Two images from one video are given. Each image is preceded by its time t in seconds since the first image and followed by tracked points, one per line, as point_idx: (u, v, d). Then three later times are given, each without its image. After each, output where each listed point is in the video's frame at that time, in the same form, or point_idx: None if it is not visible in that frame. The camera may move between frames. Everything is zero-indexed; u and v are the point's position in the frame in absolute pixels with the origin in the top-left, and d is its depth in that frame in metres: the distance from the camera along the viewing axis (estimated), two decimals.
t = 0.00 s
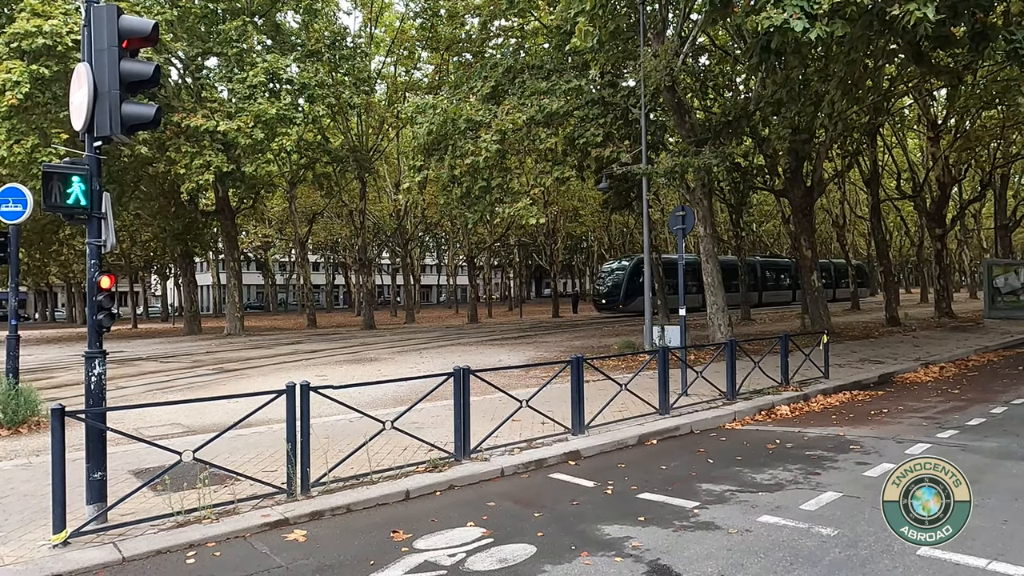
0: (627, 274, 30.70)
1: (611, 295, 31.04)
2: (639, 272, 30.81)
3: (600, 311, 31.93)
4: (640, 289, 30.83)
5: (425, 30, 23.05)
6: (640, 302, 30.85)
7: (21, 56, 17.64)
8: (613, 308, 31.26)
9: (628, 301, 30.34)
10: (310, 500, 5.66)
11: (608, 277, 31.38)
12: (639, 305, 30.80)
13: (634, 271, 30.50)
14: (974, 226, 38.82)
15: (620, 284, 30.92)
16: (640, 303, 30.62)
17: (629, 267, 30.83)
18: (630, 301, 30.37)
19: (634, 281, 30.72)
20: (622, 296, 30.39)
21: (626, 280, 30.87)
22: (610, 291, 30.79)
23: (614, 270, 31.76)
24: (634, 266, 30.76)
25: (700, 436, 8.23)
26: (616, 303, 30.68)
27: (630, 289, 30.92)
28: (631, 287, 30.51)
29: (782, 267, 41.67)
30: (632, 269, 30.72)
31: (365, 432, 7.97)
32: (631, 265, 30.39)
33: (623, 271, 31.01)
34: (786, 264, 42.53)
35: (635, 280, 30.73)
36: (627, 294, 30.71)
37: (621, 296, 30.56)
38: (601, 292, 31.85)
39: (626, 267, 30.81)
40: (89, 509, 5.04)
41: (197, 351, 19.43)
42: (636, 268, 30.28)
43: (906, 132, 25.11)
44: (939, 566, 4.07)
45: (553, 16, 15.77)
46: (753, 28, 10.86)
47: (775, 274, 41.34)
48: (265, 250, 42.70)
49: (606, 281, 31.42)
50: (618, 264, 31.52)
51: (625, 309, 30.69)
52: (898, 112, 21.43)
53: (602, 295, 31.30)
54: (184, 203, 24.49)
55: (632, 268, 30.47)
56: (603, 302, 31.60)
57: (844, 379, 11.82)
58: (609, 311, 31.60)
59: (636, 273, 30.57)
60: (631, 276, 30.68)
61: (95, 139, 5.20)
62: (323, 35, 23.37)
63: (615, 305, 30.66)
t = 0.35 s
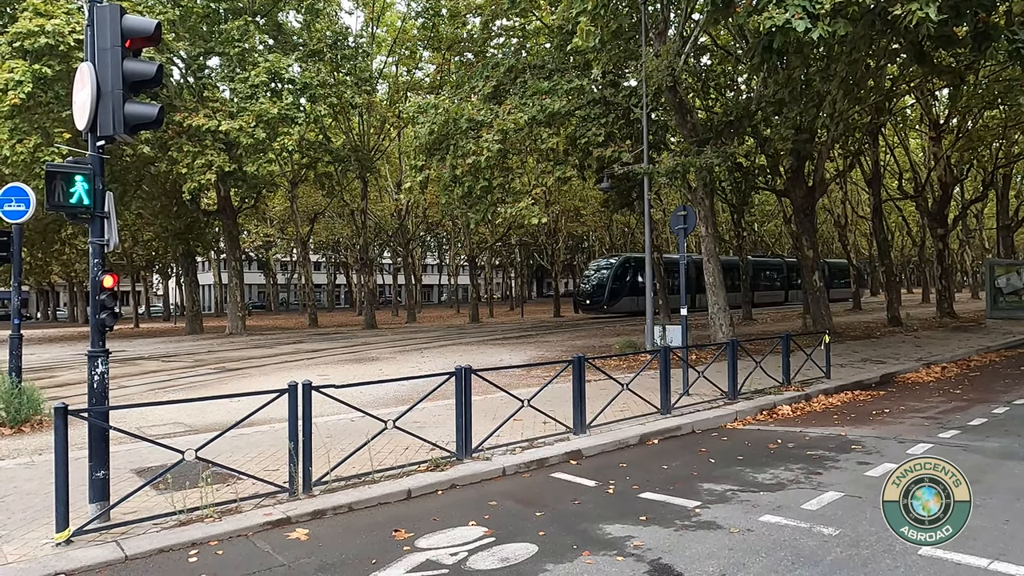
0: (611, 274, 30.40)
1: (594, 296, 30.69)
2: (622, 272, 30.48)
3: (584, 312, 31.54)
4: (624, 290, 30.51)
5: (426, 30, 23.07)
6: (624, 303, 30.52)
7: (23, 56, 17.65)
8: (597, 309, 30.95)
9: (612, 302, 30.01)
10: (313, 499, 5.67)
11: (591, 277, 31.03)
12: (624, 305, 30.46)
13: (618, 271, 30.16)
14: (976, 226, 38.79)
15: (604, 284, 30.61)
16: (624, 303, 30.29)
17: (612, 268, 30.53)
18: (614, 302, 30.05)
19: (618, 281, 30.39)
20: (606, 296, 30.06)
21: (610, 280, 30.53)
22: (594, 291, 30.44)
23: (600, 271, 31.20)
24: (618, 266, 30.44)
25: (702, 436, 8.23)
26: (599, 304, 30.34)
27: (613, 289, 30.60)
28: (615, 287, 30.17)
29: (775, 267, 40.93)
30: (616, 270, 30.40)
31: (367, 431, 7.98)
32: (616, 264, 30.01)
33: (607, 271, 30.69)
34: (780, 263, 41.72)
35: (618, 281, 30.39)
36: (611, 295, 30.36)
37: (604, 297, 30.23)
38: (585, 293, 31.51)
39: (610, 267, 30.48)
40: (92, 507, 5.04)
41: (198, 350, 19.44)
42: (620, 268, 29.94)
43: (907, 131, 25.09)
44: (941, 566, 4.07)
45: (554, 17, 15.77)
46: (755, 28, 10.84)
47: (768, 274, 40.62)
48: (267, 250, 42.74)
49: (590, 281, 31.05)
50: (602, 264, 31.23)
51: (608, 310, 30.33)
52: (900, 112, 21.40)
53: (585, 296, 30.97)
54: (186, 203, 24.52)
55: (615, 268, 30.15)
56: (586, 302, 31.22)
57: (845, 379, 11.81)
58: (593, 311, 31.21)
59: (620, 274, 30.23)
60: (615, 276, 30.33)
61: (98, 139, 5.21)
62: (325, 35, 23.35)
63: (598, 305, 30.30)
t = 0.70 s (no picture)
0: (596, 274, 30.05)
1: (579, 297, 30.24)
2: (607, 273, 30.11)
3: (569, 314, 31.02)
4: (609, 290, 30.15)
5: (429, 29, 23.05)
6: (609, 303, 30.12)
7: (27, 55, 17.70)
8: (582, 310, 30.54)
9: (598, 303, 29.61)
10: (315, 498, 5.68)
11: (575, 278, 30.61)
12: (609, 306, 30.07)
13: (602, 272, 29.79)
14: (979, 226, 38.70)
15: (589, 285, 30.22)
16: (609, 304, 29.90)
17: (597, 268, 30.17)
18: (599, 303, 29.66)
19: (603, 282, 30.02)
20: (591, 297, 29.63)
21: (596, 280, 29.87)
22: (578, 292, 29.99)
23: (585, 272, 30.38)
24: (603, 266, 30.08)
25: (704, 436, 8.22)
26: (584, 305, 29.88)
27: (598, 290, 30.23)
28: (600, 288, 29.79)
29: (770, 266, 40.22)
30: (601, 270, 30.03)
31: (370, 430, 8.00)
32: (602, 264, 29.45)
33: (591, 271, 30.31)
34: (775, 262, 40.91)
35: (604, 281, 30.00)
36: (596, 296, 29.93)
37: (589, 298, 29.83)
38: (569, 294, 31.06)
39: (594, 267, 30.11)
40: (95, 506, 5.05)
41: (201, 350, 19.46)
42: (605, 268, 29.59)
43: (910, 131, 25.05)
44: (943, 567, 4.06)
45: (557, 16, 15.76)
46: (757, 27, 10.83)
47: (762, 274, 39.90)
48: (269, 249, 42.79)
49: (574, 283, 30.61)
50: (585, 264, 30.92)
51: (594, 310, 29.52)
52: (903, 112, 21.35)
53: (570, 296, 30.54)
54: (189, 202, 24.56)
55: (600, 268, 29.80)
56: (571, 303, 30.76)
57: (848, 379, 11.78)
58: (578, 313, 30.74)
59: (605, 274, 29.86)
60: (600, 277, 29.94)
61: (101, 138, 5.22)
62: (327, 34, 23.32)
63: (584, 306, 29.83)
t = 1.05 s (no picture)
0: (580, 274, 29.68)
1: (562, 297, 29.77)
2: (591, 273, 29.70)
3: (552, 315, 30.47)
4: (593, 291, 29.74)
5: (430, 29, 23.01)
6: (593, 304, 29.71)
7: (30, 54, 17.74)
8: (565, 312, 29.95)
9: (581, 303, 29.17)
10: (317, 497, 5.68)
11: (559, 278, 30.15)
12: (593, 307, 29.62)
13: (586, 271, 29.39)
14: (982, 227, 38.63)
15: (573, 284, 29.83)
16: (593, 305, 29.47)
17: (581, 268, 29.78)
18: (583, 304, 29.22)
19: (587, 282, 29.61)
20: (574, 297, 29.20)
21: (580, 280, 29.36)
22: (561, 293, 29.52)
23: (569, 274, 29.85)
24: (587, 266, 29.71)
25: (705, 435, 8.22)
26: (567, 306, 29.42)
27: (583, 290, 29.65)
28: (584, 288, 29.37)
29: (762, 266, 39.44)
30: (584, 270, 29.64)
31: (371, 429, 8.00)
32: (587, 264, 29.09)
33: (575, 271, 29.90)
34: (767, 262, 40.13)
35: (588, 281, 29.59)
36: (579, 296, 29.50)
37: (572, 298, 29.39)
38: (553, 295, 30.62)
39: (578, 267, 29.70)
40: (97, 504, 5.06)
41: (203, 349, 19.46)
42: (589, 267, 29.21)
43: (913, 131, 25.03)
44: (945, 566, 4.07)
45: (559, 16, 15.74)
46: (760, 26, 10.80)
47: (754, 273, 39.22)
48: (271, 249, 42.81)
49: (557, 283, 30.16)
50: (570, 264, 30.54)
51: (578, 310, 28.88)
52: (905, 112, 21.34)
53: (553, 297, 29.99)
54: (191, 202, 24.56)
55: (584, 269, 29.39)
56: (554, 304, 30.32)
57: (850, 379, 11.78)
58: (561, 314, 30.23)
59: (589, 274, 29.48)
60: (584, 277, 29.55)
61: (104, 138, 5.22)
62: (329, 34, 23.30)
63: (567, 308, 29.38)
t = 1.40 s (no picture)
0: (563, 274, 29.03)
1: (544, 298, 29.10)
2: (574, 273, 29.04)
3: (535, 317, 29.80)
4: (575, 292, 29.09)
5: (431, 29, 23.01)
6: (576, 305, 29.06)
7: (31, 55, 17.75)
8: (548, 314, 29.11)
9: (564, 305, 28.53)
10: (319, 497, 5.69)
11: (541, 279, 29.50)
12: (575, 309, 28.96)
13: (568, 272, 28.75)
14: (983, 227, 38.63)
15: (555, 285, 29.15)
16: (576, 306, 28.82)
17: (563, 268, 29.13)
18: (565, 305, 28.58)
19: (570, 283, 28.97)
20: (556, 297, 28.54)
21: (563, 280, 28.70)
22: (544, 294, 28.85)
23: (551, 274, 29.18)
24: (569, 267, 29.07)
25: (706, 436, 8.22)
26: (549, 307, 28.77)
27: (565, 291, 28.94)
28: (566, 290, 28.73)
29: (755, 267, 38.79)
30: (567, 271, 29.00)
31: (372, 429, 8.01)
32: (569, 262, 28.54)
33: (557, 272, 29.25)
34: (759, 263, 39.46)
35: (571, 282, 28.95)
36: (562, 297, 28.84)
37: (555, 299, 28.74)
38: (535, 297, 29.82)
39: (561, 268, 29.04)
40: (98, 504, 5.05)
41: (204, 349, 19.45)
42: (572, 267, 28.63)
43: (914, 131, 25.03)
44: (947, 567, 4.07)
45: (560, 16, 15.76)
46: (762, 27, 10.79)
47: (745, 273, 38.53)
48: (272, 250, 42.82)
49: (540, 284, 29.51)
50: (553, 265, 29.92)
51: (560, 309, 28.13)
52: (907, 112, 21.33)
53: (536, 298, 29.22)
54: (192, 202, 24.58)
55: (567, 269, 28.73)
56: (536, 305, 29.65)
57: (850, 379, 11.77)
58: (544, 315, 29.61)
59: (572, 274, 28.84)
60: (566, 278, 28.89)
61: (106, 138, 5.22)
62: (330, 34, 23.32)
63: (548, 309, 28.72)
